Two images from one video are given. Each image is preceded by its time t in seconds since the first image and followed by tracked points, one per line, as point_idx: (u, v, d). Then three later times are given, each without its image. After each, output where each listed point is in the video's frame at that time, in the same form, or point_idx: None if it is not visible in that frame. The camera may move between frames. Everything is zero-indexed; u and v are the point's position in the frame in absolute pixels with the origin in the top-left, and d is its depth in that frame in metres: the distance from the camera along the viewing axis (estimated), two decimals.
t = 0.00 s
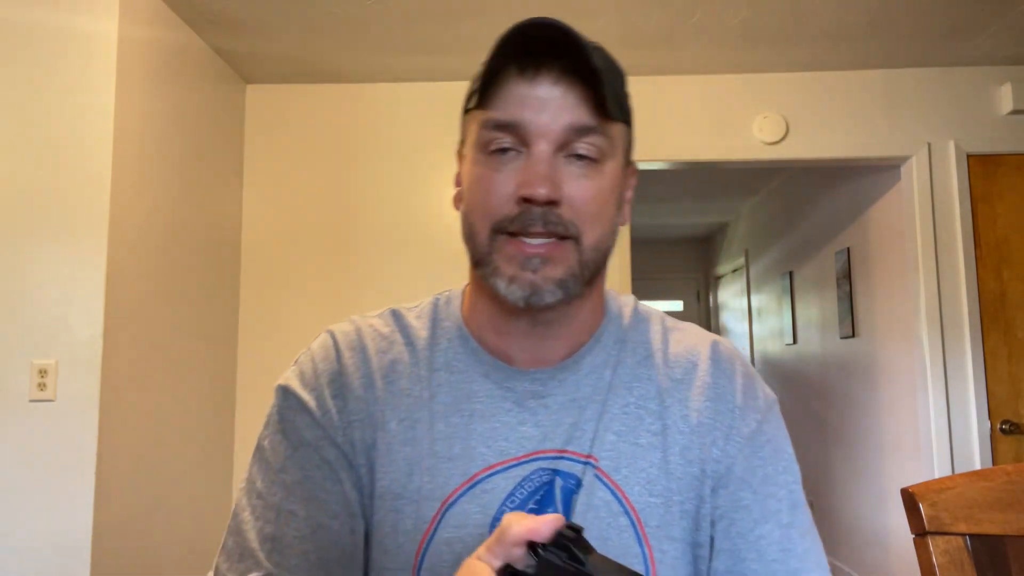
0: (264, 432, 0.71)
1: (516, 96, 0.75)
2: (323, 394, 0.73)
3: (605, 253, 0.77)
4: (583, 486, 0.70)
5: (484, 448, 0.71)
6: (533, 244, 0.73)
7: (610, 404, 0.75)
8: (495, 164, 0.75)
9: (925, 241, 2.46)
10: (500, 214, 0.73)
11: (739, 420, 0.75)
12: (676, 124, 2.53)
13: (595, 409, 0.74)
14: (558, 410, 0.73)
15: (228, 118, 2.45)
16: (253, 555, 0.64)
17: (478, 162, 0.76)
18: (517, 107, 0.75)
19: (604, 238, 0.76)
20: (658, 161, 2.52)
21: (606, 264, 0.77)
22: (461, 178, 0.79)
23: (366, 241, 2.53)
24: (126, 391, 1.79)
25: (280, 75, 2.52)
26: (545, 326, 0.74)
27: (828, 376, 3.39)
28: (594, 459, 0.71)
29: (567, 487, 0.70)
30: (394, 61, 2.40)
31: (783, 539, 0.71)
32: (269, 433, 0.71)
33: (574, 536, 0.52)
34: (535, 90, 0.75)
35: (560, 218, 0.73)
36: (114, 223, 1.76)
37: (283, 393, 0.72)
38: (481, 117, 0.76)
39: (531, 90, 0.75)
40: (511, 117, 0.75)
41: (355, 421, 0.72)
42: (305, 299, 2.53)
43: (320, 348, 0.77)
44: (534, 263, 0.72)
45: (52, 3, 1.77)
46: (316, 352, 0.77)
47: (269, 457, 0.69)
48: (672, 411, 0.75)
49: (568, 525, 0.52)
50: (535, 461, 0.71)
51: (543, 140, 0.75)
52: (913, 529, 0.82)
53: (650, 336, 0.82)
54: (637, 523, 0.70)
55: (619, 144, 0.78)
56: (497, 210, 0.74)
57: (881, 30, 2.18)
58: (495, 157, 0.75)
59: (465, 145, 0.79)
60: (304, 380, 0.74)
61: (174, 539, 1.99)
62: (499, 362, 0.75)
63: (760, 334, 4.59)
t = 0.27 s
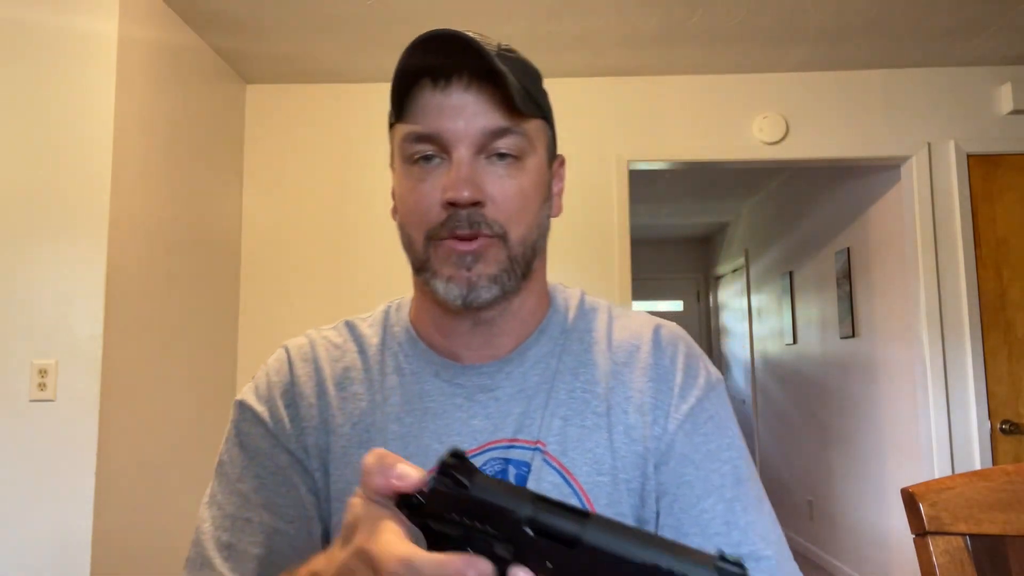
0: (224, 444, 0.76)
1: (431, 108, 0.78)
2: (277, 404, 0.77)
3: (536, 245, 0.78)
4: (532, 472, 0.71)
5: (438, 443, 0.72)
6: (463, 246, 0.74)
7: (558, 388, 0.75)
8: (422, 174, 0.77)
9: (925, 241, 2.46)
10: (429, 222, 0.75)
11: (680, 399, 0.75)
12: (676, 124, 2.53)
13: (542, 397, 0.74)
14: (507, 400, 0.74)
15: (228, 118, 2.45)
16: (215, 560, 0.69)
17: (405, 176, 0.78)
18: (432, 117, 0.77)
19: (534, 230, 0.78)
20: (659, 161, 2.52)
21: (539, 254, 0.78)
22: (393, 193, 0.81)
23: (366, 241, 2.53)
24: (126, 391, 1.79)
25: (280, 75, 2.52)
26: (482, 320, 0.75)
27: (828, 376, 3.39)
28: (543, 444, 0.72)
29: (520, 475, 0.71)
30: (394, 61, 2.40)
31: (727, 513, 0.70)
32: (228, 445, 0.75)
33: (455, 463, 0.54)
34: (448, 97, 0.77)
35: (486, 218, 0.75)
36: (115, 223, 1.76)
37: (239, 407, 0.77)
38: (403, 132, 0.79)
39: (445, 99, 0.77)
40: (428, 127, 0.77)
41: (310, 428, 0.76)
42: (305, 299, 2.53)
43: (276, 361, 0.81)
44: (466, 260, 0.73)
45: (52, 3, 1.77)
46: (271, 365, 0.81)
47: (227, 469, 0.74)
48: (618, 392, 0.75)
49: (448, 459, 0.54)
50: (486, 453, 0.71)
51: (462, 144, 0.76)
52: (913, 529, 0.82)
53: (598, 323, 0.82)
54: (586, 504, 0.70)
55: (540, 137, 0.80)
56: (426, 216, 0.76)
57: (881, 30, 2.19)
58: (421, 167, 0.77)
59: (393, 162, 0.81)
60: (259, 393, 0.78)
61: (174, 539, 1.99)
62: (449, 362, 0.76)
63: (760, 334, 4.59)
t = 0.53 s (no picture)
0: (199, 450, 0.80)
1: (388, 108, 0.79)
2: (250, 413, 0.80)
3: (498, 241, 0.80)
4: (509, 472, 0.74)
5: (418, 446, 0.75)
6: (428, 246, 0.76)
7: (529, 386, 0.78)
8: (383, 179, 0.78)
9: (925, 241, 2.46)
10: (392, 226, 0.77)
11: (652, 393, 0.78)
12: (676, 124, 2.53)
13: (517, 399, 0.77)
14: (481, 404, 0.77)
15: (227, 118, 2.45)
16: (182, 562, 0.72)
17: (367, 181, 0.80)
18: (389, 120, 0.78)
19: (495, 227, 0.79)
20: (659, 161, 2.52)
21: (501, 251, 0.80)
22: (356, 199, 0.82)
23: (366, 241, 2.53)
24: (126, 392, 1.79)
25: (280, 75, 2.52)
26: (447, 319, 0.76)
27: (828, 376, 3.39)
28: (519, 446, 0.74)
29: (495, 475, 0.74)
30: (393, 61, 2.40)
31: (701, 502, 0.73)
32: (202, 452, 0.80)
33: (377, 406, 0.51)
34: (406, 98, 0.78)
35: (448, 218, 0.76)
36: (115, 223, 1.76)
37: (211, 414, 0.81)
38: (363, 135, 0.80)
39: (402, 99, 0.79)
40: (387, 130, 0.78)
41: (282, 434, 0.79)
42: (305, 299, 2.53)
43: (249, 371, 0.85)
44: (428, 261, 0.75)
45: (53, 4, 1.77)
46: (247, 375, 0.85)
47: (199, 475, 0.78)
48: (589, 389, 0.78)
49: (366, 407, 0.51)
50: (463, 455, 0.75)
51: (420, 144, 0.78)
52: (913, 529, 0.82)
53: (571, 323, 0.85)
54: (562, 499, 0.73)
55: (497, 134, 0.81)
56: (389, 219, 0.77)
57: (882, 30, 2.18)
58: (383, 173, 0.79)
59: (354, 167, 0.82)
60: (233, 402, 0.82)
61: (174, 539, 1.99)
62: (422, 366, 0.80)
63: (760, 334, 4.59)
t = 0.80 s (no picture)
0: (189, 455, 0.83)
1: (398, 105, 0.80)
2: (243, 418, 0.83)
3: (507, 248, 0.82)
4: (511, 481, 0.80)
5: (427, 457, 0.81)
6: (435, 245, 0.78)
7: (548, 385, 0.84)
8: (389, 174, 0.80)
9: (925, 241, 2.46)
10: (399, 223, 0.79)
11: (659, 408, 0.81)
12: (676, 124, 2.53)
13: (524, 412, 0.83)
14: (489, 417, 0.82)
15: (227, 118, 2.45)
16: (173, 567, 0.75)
17: (373, 175, 0.81)
18: (398, 114, 0.80)
19: (505, 234, 0.82)
20: (659, 161, 2.52)
21: (511, 258, 0.82)
22: (359, 192, 0.84)
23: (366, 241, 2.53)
24: (126, 391, 1.79)
25: (280, 75, 2.52)
26: (453, 323, 0.79)
27: (828, 377, 3.39)
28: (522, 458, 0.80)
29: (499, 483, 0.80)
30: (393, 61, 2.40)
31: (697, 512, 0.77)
32: (192, 458, 0.82)
33: (379, 359, 0.54)
34: (418, 95, 0.80)
35: (456, 218, 0.78)
36: (114, 223, 1.76)
37: (204, 420, 0.84)
38: (368, 128, 0.81)
39: (412, 96, 0.80)
40: (395, 125, 0.80)
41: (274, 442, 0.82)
42: (305, 299, 2.53)
43: (244, 375, 0.88)
44: (437, 265, 0.77)
45: (52, 4, 1.77)
46: (240, 379, 0.88)
47: (190, 482, 0.81)
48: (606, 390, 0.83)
49: (360, 358, 0.53)
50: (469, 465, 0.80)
51: (429, 141, 0.79)
52: (913, 529, 0.83)
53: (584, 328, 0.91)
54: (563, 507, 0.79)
55: (510, 138, 0.84)
56: (395, 216, 0.79)
57: (882, 30, 2.18)
58: (388, 168, 0.80)
59: (358, 160, 0.84)
60: (226, 407, 0.84)
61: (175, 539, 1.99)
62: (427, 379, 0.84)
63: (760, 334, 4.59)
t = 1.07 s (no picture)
0: (200, 476, 0.83)
1: (432, 108, 0.78)
2: (255, 435, 0.83)
3: (540, 264, 0.83)
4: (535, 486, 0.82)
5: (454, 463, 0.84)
6: (466, 263, 0.78)
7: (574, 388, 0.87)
8: (419, 184, 0.80)
9: (925, 241, 2.46)
10: (428, 237, 0.79)
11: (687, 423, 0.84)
12: (676, 124, 2.53)
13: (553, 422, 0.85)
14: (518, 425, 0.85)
15: (228, 118, 2.45)
16: None
17: (401, 182, 0.81)
18: (431, 118, 0.78)
19: (539, 250, 0.83)
20: (659, 161, 2.52)
21: (544, 275, 0.84)
22: (383, 194, 0.84)
23: (366, 241, 2.53)
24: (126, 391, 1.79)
25: (280, 75, 2.52)
26: (482, 342, 0.82)
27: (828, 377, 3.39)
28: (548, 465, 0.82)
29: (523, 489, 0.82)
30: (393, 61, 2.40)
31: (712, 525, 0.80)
32: (205, 479, 0.83)
33: (416, 370, 0.50)
34: (455, 103, 0.77)
35: (489, 236, 0.79)
36: (115, 223, 1.76)
37: (214, 437, 0.84)
38: (397, 129, 0.80)
39: (448, 101, 0.78)
40: (427, 133, 0.78)
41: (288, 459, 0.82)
42: (306, 299, 2.53)
43: (253, 387, 0.88)
44: (468, 284, 0.78)
45: (52, 4, 1.77)
46: (249, 393, 0.88)
47: (203, 505, 0.82)
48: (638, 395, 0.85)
49: (395, 368, 0.50)
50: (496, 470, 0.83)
51: (464, 152, 0.78)
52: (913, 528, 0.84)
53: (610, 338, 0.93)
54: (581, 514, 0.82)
55: (548, 149, 0.83)
56: (425, 230, 0.79)
57: (882, 30, 2.18)
58: (418, 176, 0.80)
59: (382, 161, 0.83)
60: (237, 424, 0.85)
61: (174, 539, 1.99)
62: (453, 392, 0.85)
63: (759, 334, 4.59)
